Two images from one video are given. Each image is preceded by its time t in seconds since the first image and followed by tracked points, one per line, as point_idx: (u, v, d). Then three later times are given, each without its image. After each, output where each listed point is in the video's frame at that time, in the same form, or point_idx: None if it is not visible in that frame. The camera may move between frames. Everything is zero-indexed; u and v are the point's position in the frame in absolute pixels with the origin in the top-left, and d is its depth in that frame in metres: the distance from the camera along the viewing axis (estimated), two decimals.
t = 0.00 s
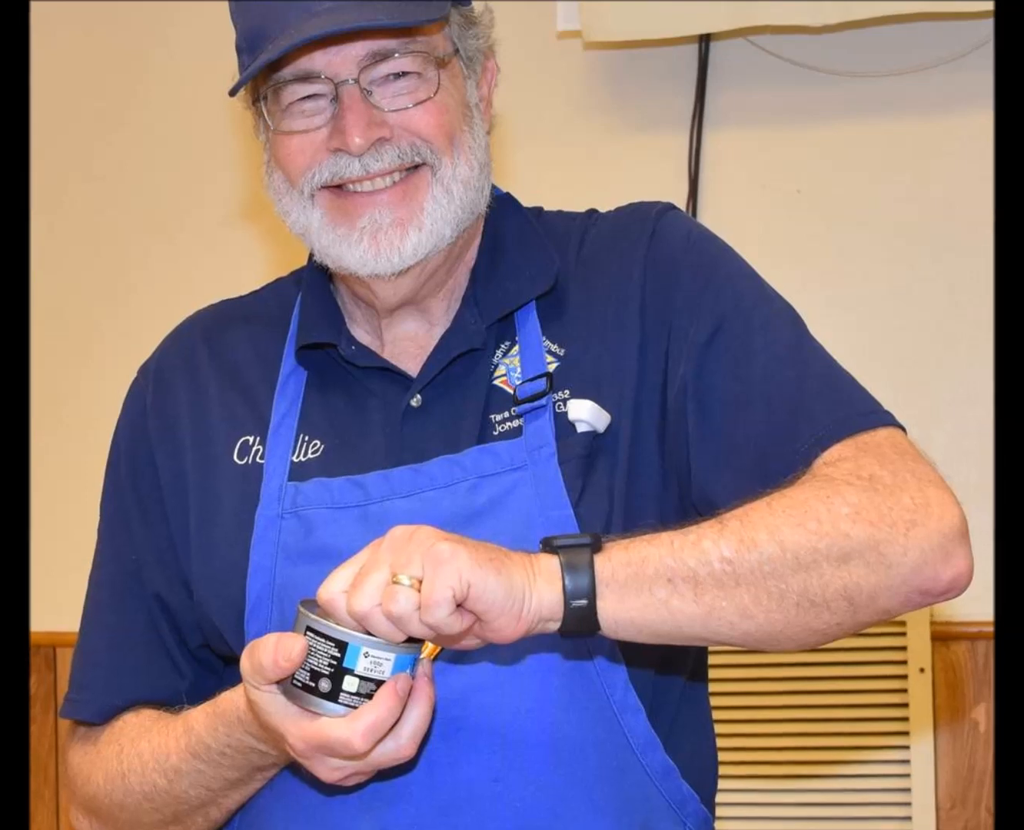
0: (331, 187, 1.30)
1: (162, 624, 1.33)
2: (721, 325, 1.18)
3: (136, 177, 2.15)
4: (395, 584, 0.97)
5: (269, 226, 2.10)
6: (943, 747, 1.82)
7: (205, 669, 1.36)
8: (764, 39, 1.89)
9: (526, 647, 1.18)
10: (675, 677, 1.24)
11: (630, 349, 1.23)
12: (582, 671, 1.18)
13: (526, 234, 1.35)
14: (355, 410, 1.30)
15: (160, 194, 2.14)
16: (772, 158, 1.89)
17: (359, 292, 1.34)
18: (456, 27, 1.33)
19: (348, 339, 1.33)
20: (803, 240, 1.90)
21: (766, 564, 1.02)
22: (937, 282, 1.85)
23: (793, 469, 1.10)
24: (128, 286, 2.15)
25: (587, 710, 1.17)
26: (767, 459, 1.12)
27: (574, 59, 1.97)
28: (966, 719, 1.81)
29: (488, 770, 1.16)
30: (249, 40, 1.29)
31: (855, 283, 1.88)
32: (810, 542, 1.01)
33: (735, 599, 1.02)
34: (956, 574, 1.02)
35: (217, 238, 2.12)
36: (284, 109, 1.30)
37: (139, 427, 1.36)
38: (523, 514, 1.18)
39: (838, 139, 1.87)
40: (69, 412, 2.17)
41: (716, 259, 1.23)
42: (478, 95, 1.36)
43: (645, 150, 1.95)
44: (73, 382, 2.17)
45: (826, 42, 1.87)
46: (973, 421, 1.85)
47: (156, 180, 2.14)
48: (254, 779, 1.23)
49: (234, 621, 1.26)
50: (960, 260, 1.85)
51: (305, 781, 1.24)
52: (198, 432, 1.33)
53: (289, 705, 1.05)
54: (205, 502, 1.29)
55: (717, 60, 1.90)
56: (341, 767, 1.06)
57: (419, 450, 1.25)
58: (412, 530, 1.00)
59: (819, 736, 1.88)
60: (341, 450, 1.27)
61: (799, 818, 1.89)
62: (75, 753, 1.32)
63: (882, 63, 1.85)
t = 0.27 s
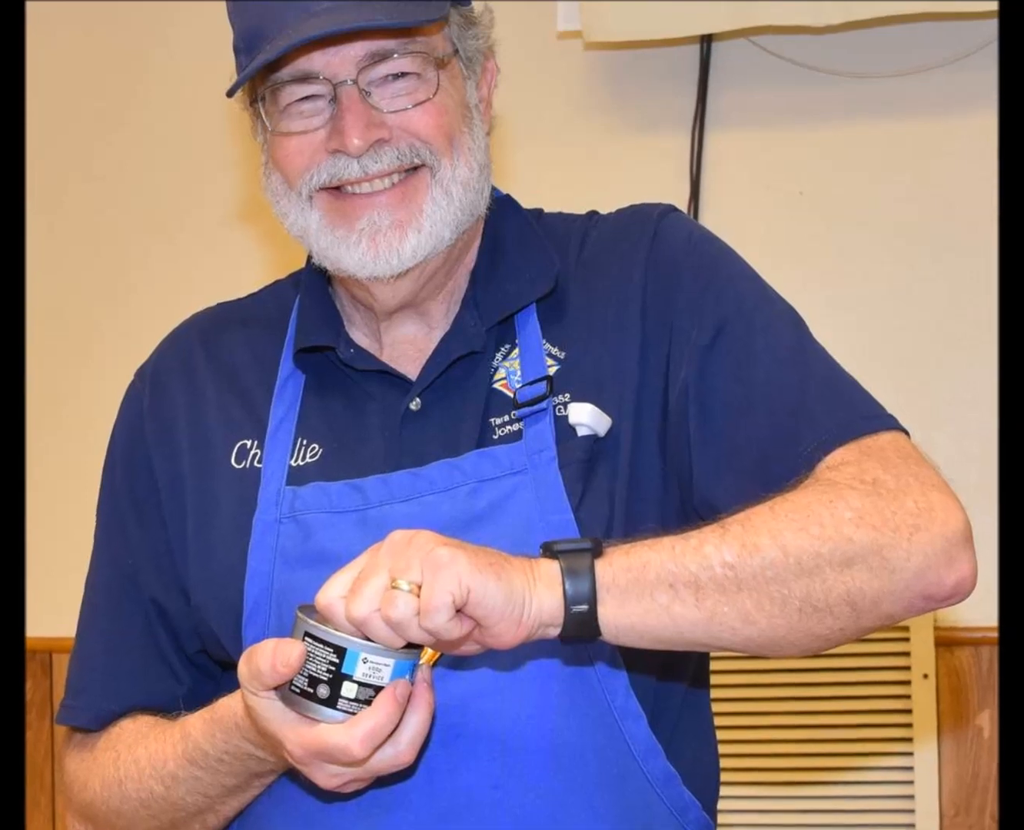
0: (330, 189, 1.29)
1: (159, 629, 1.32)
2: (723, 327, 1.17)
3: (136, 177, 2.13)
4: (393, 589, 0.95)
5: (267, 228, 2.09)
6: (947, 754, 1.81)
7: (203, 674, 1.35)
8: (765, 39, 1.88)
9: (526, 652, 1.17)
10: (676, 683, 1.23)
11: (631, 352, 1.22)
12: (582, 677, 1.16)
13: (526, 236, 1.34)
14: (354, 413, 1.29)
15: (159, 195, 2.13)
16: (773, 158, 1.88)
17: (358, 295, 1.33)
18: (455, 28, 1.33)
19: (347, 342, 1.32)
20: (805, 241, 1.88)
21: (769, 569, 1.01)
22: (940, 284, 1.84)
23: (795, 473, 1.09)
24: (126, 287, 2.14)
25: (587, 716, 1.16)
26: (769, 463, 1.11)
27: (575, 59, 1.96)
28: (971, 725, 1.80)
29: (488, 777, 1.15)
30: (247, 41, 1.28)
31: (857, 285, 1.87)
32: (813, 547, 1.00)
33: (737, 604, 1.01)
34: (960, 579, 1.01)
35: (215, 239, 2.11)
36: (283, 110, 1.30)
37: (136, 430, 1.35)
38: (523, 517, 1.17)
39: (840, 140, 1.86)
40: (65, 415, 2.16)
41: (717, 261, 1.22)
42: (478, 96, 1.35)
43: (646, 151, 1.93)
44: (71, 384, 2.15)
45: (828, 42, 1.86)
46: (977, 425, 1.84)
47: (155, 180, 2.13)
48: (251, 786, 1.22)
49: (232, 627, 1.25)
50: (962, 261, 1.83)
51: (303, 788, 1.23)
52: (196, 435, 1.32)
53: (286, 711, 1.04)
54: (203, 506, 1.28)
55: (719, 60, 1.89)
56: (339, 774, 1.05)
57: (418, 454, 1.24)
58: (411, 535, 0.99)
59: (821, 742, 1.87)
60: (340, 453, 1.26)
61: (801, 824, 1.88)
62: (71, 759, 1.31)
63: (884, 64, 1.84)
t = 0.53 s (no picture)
0: (329, 191, 1.28)
1: (155, 635, 1.31)
2: (725, 330, 1.16)
3: (135, 177, 2.12)
4: (393, 594, 0.94)
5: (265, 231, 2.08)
6: (951, 760, 1.80)
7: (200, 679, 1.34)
8: (767, 40, 1.86)
9: (526, 658, 1.16)
10: (678, 689, 1.22)
11: (632, 355, 1.21)
12: (582, 682, 1.15)
13: (526, 238, 1.33)
14: (352, 417, 1.28)
15: (159, 196, 2.11)
16: (776, 159, 1.87)
17: (356, 298, 1.32)
18: (455, 28, 1.32)
19: (345, 345, 1.31)
20: (807, 242, 1.87)
21: (771, 574, 0.99)
22: (943, 287, 1.82)
23: (798, 477, 1.08)
24: (125, 289, 2.12)
25: (588, 722, 1.15)
26: (771, 467, 1.10)
27: (576, 59, 1.94)
28: (974, 731, 1.79)
29: (487, 783, 1.14)
30: (244, 41, 1.27)
31: (859, 288, 1.85)
32: (816, 551, 0.99)
33: (739, 610, 1.00)
34: (964, 584, 1.00)
35: (213, 241, 2.10)
36: (281, 111, 1.29)
37: (132, 433, 1.34)
38: (523, 522, 1.16)
39: (842, 142, 1.84)
40: (63, 417, 2.14)
41: (719, 264, 1.21)
42: (477, 97, 1.34)
43: (648, 153, 1.92)
44: (68, 387, 2.14)
45: (829, 42, 1.84)
46: (981, 428, 1.82)
47: (155, 180, 2.11)
48: (249, 793, 1.20)
49: (229, 633, 1.24)
50: (965, 263, 1.82)
51: (301, 795, 1.22)
52: (193, 438, 1.30)
53: (284, 717, 1.03)
54: (200, 510, 1.27)
55: (721, 61, 1.88)
56: (338, 781, 1.04)
57: (417, 459, 1.22)
58: (410, 539, 0.98)
59: (824, 747, 1.85)
60: (338, 457, 1.25)
61: None
62: (68, 766, 1.29)
63: (886, 64, 1.82)
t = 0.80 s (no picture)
0: (327, 192, 1.27)
1: (152, 640, 1.29)
2: (727, 333, 1.15)
3: (135, 177, 2.10)
4: (391, 599, 0.93)
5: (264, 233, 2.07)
6: (955, 767, 1.79)
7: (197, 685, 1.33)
8: (770, 40, 1.85)
9: (526, 664, 1.15)
10: (679, 695, 1.21)
11: (633, 358, 1.20)
12: (583, 688, 1.14)
13: (526, 240, 1.31)
14: (351, 420, 1.27)
15: (158, 197, 2.10)
16: (778, 160, 1.86)
17: (355, 300, 1.31)
18: (455, 28, 1.31)
19: (344, 348, 1.30)
20: (808, 243, 1.86)
21: (774, 579, 0.98)
22: (945, 289, 1.81)
23: (800, 482, 1.07)
24: (123, 290, 2.11)
25: (589, 729, 1.13)
26: (773, 471, 1.09)
27: (576, 59, 1.93)
28: (978, 738, 1.77)
29: (487, 790, 1.13)
30: (242, 41, 1.26)
31: (861, 290, 1.84)
32: (818, 556, 0.98)
33: (741, 615, 0.99)
34: (968, 589, 0.99)
35: (211, 242, 2.09)
36: (279, 111, 1.28)
37: (129, 437, 1.33)
38: (523, 526, 1.15)
39: (844, 143, 1.83)
40: (60, 420, 2.13)
41: (721, 266, 1.20)
42: (477, 97, 1.33)
43: (650, 153, 1.91)
44: (66, 389, 2.13)
45: (833, 41, 1.83)
46: (985, 431, 1.81)
47: (154, 180, 2.10)
48: (247, 800, 1.19)
49: (227, 638, 1.23)
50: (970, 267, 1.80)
51: (300, 802, 1.21)
52: (190, 442, 1.29)
53: (282, 724, 1.02)
54: (197, 515, 1.26)
55: (723, 62, 1.87)
56: (336, 788, 1.03)
57: (416, 463, 1.21)
58: (409, 544, 0.97)
59: (826, 753, 1.84)
60: (337, 461, 1.24)
61: None
62: (64, 773, 1.28)
63: (889, 64, 1.81)
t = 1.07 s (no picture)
0: (325, 194, 1.27)
1: (149, 647, 1.28)
2: (728, 336, 1.14)
3: (134, 177, 2.09)
4: (391, 605, 0.92)
5: (263, 235, 2.06)
6: (958, 774, 1.77)
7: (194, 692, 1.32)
8: (773, 40, 1.84)
9: (526, 670, 1.13)
10: (681, 702, 1.20)
11: (634, 361, 1.19)
12: (584, 695, 1.13)
13: (526, 243, 1.31)
14: (350, 424, 1.26)
15: (158, 197, 2.09)
16: (780, 162, 1.85)
17: (353, 303, 1.30)
18: (455, 28, 1.30)
19: (342, 351, 1.29)
20: (809, 245, 1.85)
21: (776, 585, 0.97)
22: (948, 291, 1.81)
23: (802, 486, 1.06)
24: (120, 292, 2.10)
25: (589, 736, 1.12)
26: (775, 475, 1.08)
27: (576, 61, 1.92)
28: (983, 745, 1.76)
29: (486, 797, 1.12)
30: (240, 42, 1.25)
31: (863, 292, 1.83)
32: (821, 562, 0.97)
33: (743, 621, 0.98)
34: (972, 594, 0.98)
35: (209, 244, 2.08)
36: (277, 112, 1.27)
37: (124, 441, 1.32)
38: (523, 531, 1.14)
39: (847, 144, 1.82)
40: (57, 423, 2.12)
41: (723, 268, 1.19)
42: (477, 98, 1.32)
43: (651, 155, 1.90)
44: (63, 392, 2.12)
45: (836, 42, 1.82)
46: (988, 434, 1.80)
47: (152, 182, 2.09)
48: (244, 807, 1.18)
49: (225, 644, 1.21)
50: (973, 269, 1.80)
51: (298, 809, 1.20)
52: (187, 447, 1.28)
53: (280, 731, 1.00)
54: (194, 520, 1.25)
55: (725, 63, 1.86)
56: (335, 795, 1.02)
57: (415, 467, 1.20)
58: (408, 549, 0.96)
59: (827, 758, 1.83)
60: (335, 465, 1.23)
61: None
62: (60, 780, 1.27)
63: (892, 65, 1.80)
